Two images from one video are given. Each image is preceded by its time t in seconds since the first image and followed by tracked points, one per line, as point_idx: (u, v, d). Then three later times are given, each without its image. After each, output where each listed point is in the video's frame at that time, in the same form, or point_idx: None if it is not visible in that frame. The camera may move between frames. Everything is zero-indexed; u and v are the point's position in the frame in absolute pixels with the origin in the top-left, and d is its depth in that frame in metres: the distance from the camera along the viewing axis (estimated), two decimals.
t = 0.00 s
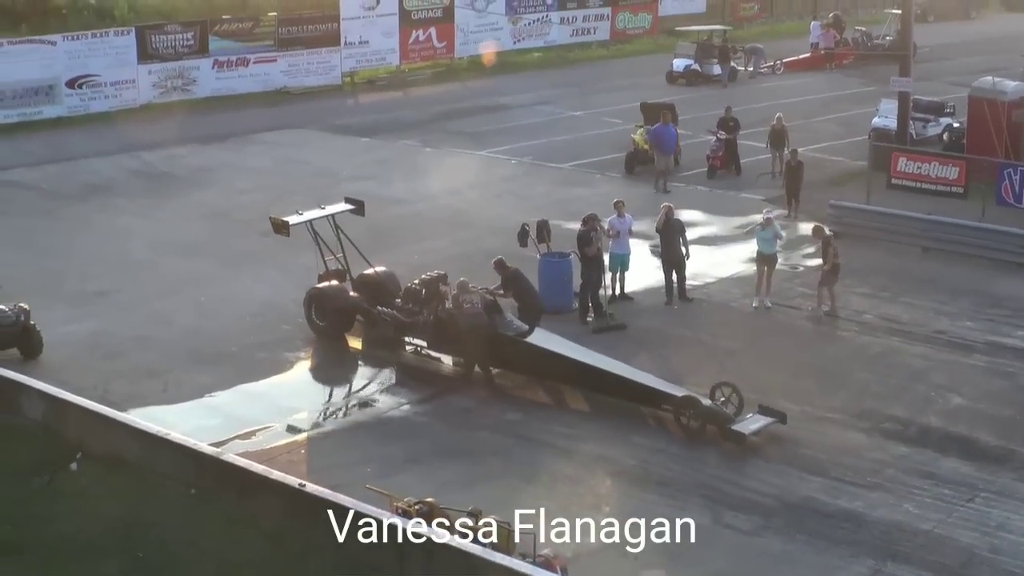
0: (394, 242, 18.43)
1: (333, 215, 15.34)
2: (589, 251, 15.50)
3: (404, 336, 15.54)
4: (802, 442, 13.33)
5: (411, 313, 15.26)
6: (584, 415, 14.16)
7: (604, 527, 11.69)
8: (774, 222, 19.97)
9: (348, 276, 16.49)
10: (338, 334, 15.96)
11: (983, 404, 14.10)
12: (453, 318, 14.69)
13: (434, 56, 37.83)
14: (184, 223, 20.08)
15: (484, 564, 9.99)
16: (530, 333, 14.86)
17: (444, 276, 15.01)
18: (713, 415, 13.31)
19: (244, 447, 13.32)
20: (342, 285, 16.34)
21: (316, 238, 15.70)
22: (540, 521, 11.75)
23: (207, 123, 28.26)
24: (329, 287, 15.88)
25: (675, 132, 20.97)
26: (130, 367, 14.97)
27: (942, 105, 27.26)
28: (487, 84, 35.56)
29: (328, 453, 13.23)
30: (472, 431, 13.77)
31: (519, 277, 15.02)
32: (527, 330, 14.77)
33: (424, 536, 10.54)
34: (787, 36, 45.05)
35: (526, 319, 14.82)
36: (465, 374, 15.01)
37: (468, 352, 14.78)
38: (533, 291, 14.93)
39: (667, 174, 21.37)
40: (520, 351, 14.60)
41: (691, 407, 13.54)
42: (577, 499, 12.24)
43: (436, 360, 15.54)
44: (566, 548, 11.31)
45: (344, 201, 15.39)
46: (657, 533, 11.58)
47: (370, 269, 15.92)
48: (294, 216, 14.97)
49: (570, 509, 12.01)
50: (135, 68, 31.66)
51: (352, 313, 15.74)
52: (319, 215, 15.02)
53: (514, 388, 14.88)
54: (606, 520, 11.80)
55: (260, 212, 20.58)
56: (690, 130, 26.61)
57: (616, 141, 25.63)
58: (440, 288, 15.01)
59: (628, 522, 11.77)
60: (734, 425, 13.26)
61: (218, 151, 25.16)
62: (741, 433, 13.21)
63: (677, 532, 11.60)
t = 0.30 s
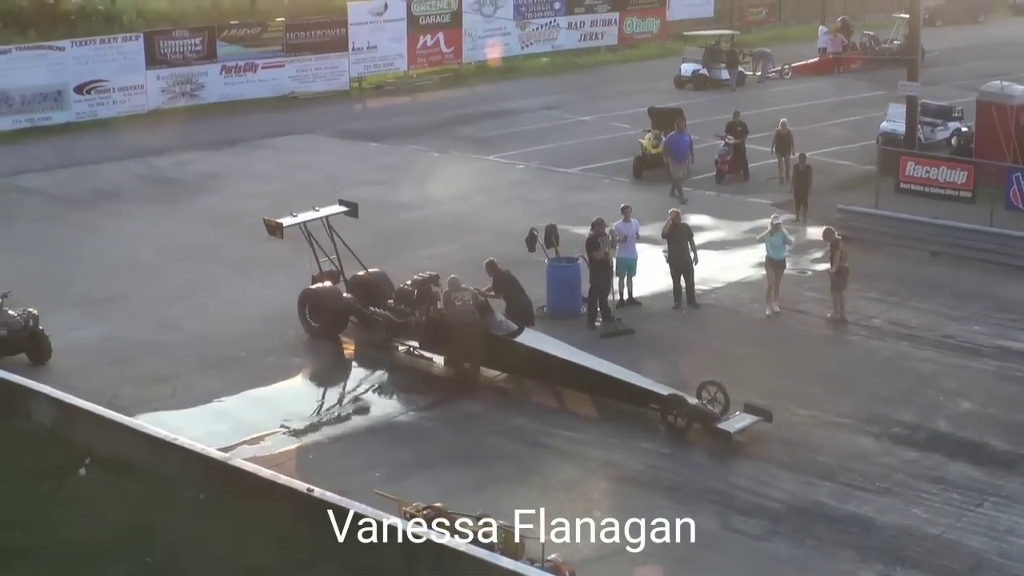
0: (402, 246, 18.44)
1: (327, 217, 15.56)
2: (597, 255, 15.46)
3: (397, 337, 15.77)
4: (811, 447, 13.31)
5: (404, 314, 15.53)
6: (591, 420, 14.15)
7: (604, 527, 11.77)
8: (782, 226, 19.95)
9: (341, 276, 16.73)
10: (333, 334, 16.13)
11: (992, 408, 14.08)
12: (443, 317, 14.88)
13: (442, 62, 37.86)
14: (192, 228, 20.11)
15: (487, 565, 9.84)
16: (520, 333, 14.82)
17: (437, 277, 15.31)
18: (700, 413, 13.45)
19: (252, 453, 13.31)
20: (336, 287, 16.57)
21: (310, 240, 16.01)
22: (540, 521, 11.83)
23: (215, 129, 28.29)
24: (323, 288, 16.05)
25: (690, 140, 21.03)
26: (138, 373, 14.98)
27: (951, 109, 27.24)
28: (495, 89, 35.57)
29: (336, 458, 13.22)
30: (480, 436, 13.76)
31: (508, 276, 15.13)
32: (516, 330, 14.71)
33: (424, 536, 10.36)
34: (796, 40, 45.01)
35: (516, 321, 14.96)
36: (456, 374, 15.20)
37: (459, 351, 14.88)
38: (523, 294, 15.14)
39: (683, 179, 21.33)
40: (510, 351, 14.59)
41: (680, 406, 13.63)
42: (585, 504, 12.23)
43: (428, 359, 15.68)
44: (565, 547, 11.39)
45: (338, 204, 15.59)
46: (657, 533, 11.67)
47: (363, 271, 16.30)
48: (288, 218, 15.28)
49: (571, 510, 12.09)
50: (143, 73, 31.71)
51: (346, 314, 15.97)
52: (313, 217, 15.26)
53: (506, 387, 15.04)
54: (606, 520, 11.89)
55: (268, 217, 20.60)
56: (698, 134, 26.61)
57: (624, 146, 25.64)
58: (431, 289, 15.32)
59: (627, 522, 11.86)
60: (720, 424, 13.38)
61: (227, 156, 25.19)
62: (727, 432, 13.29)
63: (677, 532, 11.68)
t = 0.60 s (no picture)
0: (412, 251, 18.45)
1: (323, 218, 15.65)
2: (607, 258, 15.46)
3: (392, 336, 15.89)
4: (822, 450, 13.29)
5: (398, 314, 15.64)
6: (602, 423, 14.13)
7: (604, 527, 11.82)
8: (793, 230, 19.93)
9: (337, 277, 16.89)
10: (328, 334, 16.26)
11: (1003, 412, 14.05)
12: (435, 317, 14.99)
13: (451, 65, 37.87)
14: (202, 233, 20.13)
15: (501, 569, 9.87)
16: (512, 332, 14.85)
17: (429, 277, 15.42)
18: (689, 411, 13.61)
19: (261, 457, 13.30)
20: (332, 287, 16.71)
21: (306, 241, 16.10)
22: (540, 521, 11.87)
23: (224, 133, 28.32)
24: (319, 289, 16.21)
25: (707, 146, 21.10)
26: (148, 377, 14.99)
27: (961, 112, 27.20)
28: (504, 92, 35.58)
29: (348, 462, 13.22)
30: (490, 440, 13.74)
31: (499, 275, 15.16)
32: (508, 330, 14.70)
33: (424, 536, 10.46)
34: (805, 43, 44.97)
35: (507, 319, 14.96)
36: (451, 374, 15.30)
37: (452, 351, 14.96)
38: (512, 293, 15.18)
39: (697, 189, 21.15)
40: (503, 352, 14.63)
41: (667, 404, 13.74)
42: (594, 507, 12.21)
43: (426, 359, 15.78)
44: (565, 547, 11.43)
45: (335, 204, 15.70)
46: (657, 533, 11.70)
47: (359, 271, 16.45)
48: (283, 219, 15.33)
49: (570, 510, 12.13)
50: (153, 78, 31.76)
51: (341, 314, 16.12)
52: (310, 217, 15.35)
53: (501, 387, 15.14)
54: (606, 520, 11.93)
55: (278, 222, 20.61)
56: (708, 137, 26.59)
57: (634, 149, 25.63)
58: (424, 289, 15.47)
59: (627, 522, 11.90)
60: (707, 421, 13.52)
61: (236, 160, 25.21)
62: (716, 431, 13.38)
63: (677, 532, 11.72)
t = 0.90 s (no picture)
0: (423, 254, 18.47)
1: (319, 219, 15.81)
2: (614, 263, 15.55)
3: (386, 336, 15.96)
4: (833, 455, 13.27)
5: (392, 313, 15.64)
6: (611, 426, 14.12)
7: (604, 527, 11.89)
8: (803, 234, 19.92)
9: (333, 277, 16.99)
10: (324, 333, 16.34)
11: (1014, 417, 14.03)
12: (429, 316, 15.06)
13: (462, 69, 37.90)
14: (212, 236, 20.16)
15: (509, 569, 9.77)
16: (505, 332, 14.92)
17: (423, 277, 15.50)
18: (678, 410, 13.72)
19: (273, 460, 13.32)
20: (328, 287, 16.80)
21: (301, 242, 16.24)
22: (540, 521, 11.95)
23: (234, 137, 28.37)
24: (315, 288, 16.32)
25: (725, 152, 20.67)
26: (158, 380, 15.00)
27: (971, 117, 27.19)
28: (515, 97, 35.61)
29: (359, 465, 13.22)
30: (499, 444, 13.74)
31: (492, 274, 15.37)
32: (501, 329, 14.81)
33: (424, 536, 10.21)
34: (817, 47, 44.95)
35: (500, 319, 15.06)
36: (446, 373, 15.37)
37: (445, 350, 15.03)
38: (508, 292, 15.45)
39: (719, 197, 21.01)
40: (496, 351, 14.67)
41: (656, 402, 13.83)
42: (603, 511, 12.21)
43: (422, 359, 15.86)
44: (566, 545, 11.51)
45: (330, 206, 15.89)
46: (657, 533, 11.78)
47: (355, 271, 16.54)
48: (279, 219, 15.44)
49: (568, 510, 12.23)
50: (164, 81, 31.84)
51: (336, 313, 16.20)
52: (306, 217, 15.48)
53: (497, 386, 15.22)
54: (606, 520, 12.01)
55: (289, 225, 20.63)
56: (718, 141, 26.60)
57: (644, 153, 25.63)
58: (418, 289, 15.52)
59: (627, 522, 11.97)
60: (696, 419, 13.63)
61: (247, 163, 25.26)
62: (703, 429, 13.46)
63: (677, 532, 11.79)
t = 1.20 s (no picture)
0: (436, 259, 18.50)
1: (318, 219, 16.04)
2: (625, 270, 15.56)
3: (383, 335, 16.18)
4: (845, 462, 13.25)
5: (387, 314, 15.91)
6: (624, 431, 14.11)
7: (604, 527, 11.98)
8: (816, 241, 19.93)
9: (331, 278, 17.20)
10: (322, 332, 16.55)
11: None
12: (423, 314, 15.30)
13: (475, 74, 37.95)
14: (226, 239, 20.20)
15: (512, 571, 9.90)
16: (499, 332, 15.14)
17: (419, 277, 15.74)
18: (665, 410, 13.89)
19: (283, 462, 13.31)
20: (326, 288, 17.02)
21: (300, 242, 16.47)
22: (540, 522, 12.04)
23: (247, 140, 28.40)
24: (313, 289, 16.54)
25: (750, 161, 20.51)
26: (171, 382, 15.03)
27: (985, 124, 27.17)
28: (528, 101, 35.67)
29: (370, 469, 13.22)
30: (511, 449, 13.73)
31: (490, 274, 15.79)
32: (495, 330, 15.02)
33: (424, 536, 10.63)
34: (830, 54, 44.96)
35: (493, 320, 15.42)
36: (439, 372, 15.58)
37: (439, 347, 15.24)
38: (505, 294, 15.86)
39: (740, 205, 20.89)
40: (488, 349, 14.87)
41: (645, 402, 14.00)
42: (613, 516, 12.20)
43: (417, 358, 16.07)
44: (567, 546, 11.58)
45: (329, 208, 16.13)
46: (657, 533, 11.87)
47: (354, 272, 16.75)
48: (279, 219, 15.65)
49: (566, 509, 12.33)
50: (178, 84, 31.91)
51: (333, 313, 16.40)
52: (304, 217, 15.68)
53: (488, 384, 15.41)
54: (606, 521, 12.10)
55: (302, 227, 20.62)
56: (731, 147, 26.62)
57: (657, 159, 25.62)
58: (414, 290, 15.74)
59: (627, 523, 12.06)
60: (684, 419, 13.74)
61: (261, 166, 25.31)
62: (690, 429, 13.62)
63: (677, 532, 11.88)
